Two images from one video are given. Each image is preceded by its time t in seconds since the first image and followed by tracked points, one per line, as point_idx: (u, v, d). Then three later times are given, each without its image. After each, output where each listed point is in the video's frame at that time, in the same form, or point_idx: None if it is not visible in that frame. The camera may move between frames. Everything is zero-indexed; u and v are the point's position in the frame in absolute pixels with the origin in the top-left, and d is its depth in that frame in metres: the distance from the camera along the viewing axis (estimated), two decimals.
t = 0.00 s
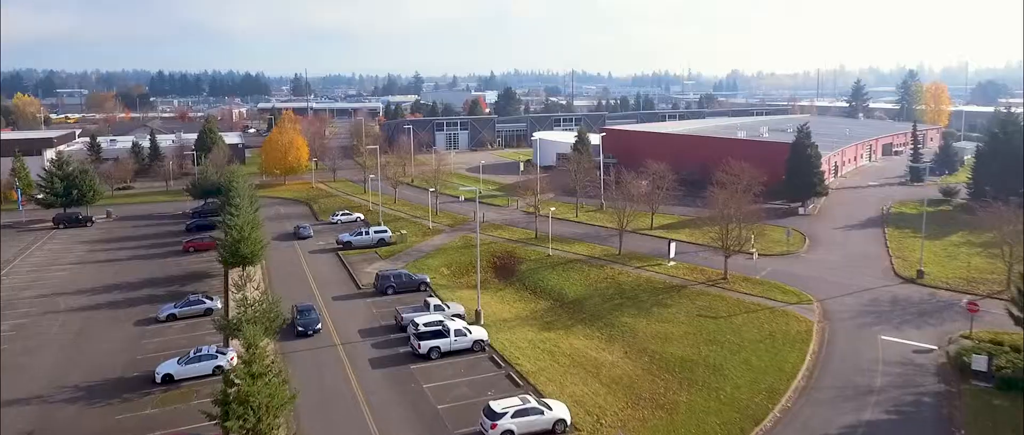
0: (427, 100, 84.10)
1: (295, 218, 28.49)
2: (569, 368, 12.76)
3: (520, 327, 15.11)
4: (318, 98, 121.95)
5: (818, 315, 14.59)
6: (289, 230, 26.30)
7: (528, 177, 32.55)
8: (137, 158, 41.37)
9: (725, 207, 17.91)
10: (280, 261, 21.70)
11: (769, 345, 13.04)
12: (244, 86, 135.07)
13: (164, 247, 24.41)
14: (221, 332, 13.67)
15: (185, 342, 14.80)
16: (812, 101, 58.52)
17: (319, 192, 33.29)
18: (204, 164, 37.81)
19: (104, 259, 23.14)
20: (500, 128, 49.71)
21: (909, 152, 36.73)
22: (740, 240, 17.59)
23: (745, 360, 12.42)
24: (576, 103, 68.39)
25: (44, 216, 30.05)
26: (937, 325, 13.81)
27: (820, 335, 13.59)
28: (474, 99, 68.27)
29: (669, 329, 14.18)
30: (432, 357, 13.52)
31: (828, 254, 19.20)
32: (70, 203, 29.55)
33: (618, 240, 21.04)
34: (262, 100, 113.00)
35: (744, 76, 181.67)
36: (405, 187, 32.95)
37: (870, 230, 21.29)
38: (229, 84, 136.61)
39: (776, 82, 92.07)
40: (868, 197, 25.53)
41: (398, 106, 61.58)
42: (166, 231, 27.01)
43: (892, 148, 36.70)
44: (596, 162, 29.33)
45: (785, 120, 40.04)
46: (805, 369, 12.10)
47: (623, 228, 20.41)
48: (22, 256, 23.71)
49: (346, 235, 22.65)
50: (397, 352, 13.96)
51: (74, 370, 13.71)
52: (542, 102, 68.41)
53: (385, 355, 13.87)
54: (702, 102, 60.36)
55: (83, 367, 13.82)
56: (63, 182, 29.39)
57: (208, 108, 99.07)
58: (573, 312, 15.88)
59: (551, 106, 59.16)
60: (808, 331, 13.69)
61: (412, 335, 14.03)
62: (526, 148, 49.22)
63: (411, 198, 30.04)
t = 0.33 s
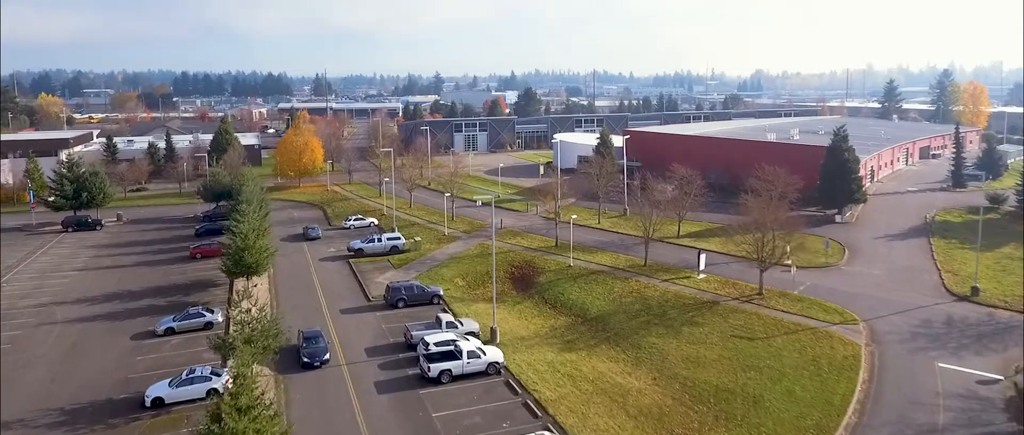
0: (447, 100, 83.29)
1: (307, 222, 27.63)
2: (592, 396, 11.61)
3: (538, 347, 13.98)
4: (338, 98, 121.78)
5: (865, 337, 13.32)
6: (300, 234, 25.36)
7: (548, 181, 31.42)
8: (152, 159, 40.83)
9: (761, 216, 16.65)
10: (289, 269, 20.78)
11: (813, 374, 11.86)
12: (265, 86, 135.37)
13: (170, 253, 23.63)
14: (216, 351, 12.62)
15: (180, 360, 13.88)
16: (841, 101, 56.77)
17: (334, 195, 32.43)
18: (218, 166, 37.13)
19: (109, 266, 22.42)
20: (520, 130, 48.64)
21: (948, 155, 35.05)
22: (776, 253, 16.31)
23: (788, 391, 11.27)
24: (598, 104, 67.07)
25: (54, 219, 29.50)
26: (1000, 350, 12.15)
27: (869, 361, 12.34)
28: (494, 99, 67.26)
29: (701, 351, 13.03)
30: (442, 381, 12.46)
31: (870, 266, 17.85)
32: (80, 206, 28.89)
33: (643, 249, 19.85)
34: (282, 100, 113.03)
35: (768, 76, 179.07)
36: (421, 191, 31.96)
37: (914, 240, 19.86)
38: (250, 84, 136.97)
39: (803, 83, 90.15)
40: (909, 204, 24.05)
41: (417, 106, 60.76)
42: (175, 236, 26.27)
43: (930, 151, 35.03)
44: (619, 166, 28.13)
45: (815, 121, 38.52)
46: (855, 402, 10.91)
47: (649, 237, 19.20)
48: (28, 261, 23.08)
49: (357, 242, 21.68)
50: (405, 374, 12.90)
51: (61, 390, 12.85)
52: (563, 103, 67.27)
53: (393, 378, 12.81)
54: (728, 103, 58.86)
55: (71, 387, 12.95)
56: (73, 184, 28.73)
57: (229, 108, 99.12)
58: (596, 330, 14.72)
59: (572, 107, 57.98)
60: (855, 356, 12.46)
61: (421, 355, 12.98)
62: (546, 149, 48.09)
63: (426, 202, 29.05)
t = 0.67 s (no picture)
0: (469, 100, 82.40)
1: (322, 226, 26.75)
2: (619, 430, 10.48)
3: (559, 370, 12.84)
4: (361, 98, 121.53)
5: (923, 365, 12.01)
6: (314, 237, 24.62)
7: (570, 185, 30.26)
8: (169, 159, 40.27)
9: (802, 225, 15.36)
10: (298, 279, 19.85)
11: (866, 411, 10.70)
12: (288, 86, 135.67)
13: (179, 258, 22.86)
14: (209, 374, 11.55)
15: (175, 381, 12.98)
16: (875, 101, 54.80)
17: (350, 197, 31.55)
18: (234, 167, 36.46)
19: (116, 272, 21.70)
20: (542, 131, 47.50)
21: (993, 158, 33.26)
22: (820, 267, 14.97)
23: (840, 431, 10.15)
24: (623, 104, 65.66)
25: (67, 222, 28.97)
26: None
27: (929, 394, 11.07)
28: (516, 99, 66.16)
29: (739, 379, 11.88)
30: (454, 410, 11.38)
31: (921, 281, 16.45)
32: (92, 209, 28.25)
33: (672, 260, 18.63)
34: (305, 100, 113.04)
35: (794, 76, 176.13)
36: (440, 194, 30.96)
37: (967, 251, 18.39)
38: (274, 84, 137.29)
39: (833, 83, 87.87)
40: (957, 212, 22.51)
41: (438, 106, 59.85)
42: (186, 240, 25.55)
43: (973, 154, 33.31)
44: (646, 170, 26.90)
45: (851, 122, 36.89)
46: None
47: (679, 247, 17.95)
48: (35, 266, 22.46)
49: (371, 250, 20.71)
50: (413, 401, 11.84)
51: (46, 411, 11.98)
52: (586, 103, 65.98)
53: (400, 404, 11.75)
54: (757, 103, 57.16)
55: (57, 409, 12.08)
56: (85, 186, 28.14)
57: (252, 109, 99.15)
58: (622, 351, 13.57)
59: (596, 107, 56.72)
60: (912, 387, 11.23)
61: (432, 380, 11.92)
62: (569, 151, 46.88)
63: (444, 206, 28.05)
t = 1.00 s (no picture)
0: (493, 100, 81.33)
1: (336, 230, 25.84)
2: None
3: (582, 398, 11.68)
4: (384, 98, 121.10)
5: (991, 400, 10.69)
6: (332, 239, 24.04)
7: (595, 190, 29.03)
8: (187, 160, 39.69)
9: (849, 238, 14.03)
10: (308, 289, 18.94)
11: None
12: (313, 86, 135.78)
13: (188, 264, 22.09)
14: (198, 401, 10.55)
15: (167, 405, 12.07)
16: (914, 101, 52.70)
17: (367, 200, 30.63)
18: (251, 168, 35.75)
19: (122, 278, 20.96)
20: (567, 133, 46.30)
21: None
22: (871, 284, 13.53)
23: None
24: (649, 104, 64.23)
25: (80, 224, 28.45)
26: None
27: None
28: (540, 99, 65.00)
29: (783, 414, 10.71)
30: None
31: (979, 299, 15.02)
32: (104, 211, 27.55)
33: (703, 273, 17.38)
34: (329, 100, 112.90)
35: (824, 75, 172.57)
36: (459, 197, 29.93)
37: None
38: (299, 84, 137.53)
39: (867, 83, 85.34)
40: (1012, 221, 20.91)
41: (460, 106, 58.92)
42: (198, 245, 24.81)
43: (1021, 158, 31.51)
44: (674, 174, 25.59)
45: (891, 124, 35.16)
46: None
47: (712, 259, 16.68)
48: (41, 273, 21.83)
49: (384, 258, 19.71)
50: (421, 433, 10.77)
51: None
52: (611, 103, 64.56)
53: None
54: (789, 103, 55.28)
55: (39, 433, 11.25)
56: (98, 188, 27.49)
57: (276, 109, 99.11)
58: (651, 376, 12.40)
59: (622, 108, 55.31)
60: (983, 427, 9.97)
61: (442, 408, 10.83)
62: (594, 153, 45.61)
63: (464, 210, 27.01)
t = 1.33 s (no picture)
0: (518, 100, 80.12)
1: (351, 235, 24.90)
2: None
3: (606, 432, 10.52)
4: (409, 98, 120.59)
5: None
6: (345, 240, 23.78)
7: (620, 195, 27.77)
8: (207, 161, 39.07)
9: (904, 253, 12.65)
10: (317, 299, 17.98)
11: None
12: (339, 86, 135.82)
13: (196, 271, 21.29)
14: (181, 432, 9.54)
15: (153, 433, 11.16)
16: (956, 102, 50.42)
17: (385, 204, 29.69)
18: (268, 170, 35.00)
19: (128, 285, 20.23)
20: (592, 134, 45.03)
21: None
22: (931, 308, 12.05)
23: None
24: (677, 105, 62.70)
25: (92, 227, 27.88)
26: None
27: None
28: (565, 99, 63.77)
29: None
30: None
31: None
32: (117, 214, 26.89)
33: (738, 288, 16.10)
34: (353, 101, 112.59)
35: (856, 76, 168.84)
36: (480, 202, 28.87)
37: None
38: (325, 84, 137.60)
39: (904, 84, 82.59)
40: None
41: (483, 106, 57.89)
42: (209, 249, 24.06)
43: None
44: (706, 179, 24.28)
45: (935, 126, 33.26)
46: None
47: (749, 274, 15.37)
48: (46, 279, 21.21)
49: (398, 268, 18.69)
50: None
51: None
52: (638, 103, 63.01)
53: None
54: (824, 103, 53.31)
55: None
56: (110, 190, 26.86)
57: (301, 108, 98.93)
58: (684, 407, 11.21)
59: (650, 108, 53.82)
60: None
61: None
62: (620, 154, 44.26)
63: (483, 215, 25.94)
